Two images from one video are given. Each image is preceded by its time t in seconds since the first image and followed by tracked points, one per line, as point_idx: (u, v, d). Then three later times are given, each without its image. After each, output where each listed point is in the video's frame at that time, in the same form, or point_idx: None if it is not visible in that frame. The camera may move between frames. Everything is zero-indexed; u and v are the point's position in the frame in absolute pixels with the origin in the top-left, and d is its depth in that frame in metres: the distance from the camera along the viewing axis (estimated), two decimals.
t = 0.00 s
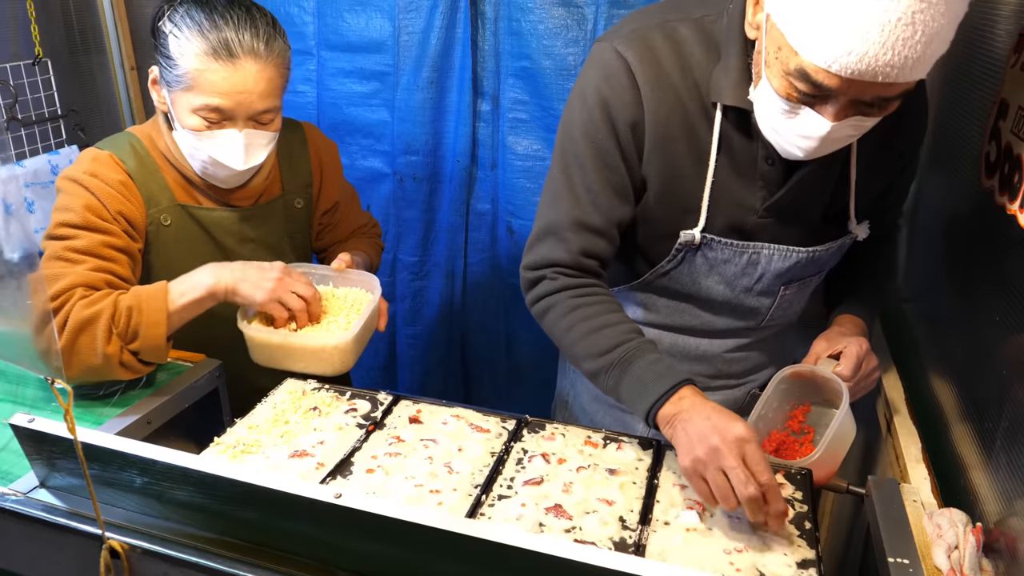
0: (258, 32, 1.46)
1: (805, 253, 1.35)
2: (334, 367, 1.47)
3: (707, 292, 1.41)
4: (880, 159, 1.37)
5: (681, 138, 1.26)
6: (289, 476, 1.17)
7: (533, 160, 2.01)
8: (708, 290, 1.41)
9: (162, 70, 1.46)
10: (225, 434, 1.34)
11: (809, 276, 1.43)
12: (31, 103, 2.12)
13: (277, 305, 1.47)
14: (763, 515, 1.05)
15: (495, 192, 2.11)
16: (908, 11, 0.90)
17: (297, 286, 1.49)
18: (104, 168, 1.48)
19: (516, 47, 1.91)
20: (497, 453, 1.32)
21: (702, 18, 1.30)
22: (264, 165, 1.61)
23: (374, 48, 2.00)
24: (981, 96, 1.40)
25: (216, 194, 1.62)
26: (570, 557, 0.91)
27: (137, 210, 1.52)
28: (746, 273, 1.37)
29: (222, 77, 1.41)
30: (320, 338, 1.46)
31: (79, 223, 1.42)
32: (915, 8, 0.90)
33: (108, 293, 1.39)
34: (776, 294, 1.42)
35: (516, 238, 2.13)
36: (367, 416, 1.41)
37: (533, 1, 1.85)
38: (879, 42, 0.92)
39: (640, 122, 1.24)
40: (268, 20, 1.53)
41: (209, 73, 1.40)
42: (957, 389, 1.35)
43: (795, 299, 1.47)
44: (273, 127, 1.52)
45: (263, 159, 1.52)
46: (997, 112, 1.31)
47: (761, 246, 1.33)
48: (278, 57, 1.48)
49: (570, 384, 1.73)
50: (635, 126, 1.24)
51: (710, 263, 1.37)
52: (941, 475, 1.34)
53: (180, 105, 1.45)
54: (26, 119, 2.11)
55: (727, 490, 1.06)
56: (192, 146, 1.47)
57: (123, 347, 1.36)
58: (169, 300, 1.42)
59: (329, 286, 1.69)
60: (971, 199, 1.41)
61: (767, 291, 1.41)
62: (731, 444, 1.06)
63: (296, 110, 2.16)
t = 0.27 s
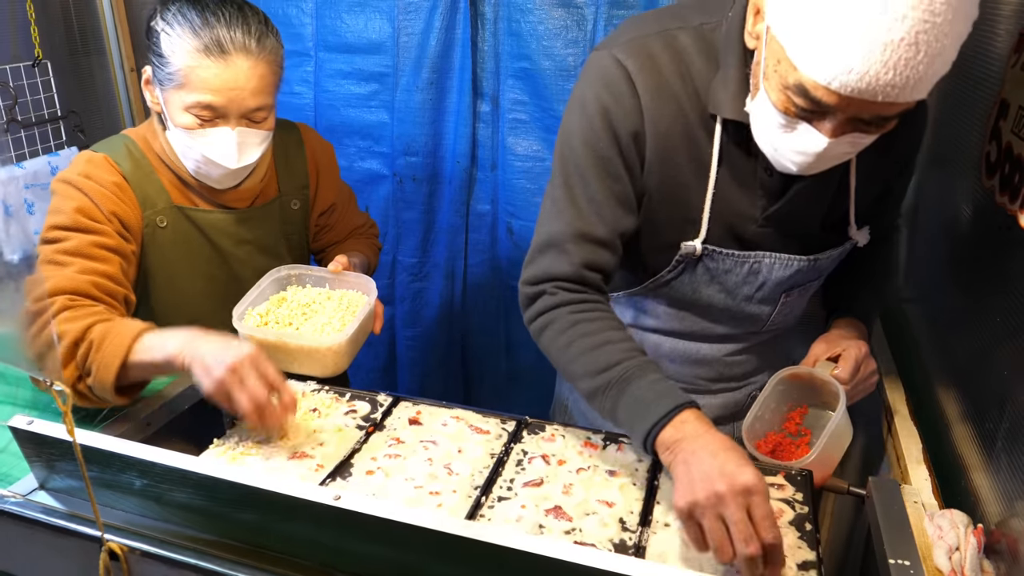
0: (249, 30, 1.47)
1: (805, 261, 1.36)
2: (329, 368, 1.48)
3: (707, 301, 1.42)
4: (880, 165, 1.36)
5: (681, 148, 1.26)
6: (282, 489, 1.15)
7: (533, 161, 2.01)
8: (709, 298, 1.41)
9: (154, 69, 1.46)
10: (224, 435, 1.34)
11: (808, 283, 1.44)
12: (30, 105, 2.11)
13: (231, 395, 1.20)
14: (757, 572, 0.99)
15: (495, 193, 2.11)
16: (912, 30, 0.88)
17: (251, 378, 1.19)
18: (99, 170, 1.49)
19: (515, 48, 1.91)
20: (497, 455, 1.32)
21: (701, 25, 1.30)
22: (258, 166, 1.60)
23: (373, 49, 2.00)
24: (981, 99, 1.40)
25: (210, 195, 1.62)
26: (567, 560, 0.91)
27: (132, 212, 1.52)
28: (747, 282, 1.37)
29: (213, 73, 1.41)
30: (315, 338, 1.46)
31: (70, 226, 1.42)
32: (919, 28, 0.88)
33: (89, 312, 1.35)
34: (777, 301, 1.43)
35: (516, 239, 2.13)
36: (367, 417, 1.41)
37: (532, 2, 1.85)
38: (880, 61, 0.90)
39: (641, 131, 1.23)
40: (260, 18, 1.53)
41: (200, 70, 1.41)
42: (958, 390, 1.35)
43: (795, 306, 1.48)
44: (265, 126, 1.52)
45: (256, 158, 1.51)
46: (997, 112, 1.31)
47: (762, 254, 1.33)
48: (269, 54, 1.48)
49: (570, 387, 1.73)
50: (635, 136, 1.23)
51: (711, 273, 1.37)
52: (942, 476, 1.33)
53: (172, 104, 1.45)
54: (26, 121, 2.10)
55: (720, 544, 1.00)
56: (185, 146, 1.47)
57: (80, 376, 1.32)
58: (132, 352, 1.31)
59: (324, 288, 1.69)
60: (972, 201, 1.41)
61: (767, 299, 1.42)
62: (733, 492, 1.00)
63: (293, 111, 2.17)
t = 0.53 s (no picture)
0: (240, 29, 1.46)
1: (804, 264, 1.34)
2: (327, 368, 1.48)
3: (704, 302, 1.41)
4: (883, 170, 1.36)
5: (676, 148, 1.26)
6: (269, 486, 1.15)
7: (532, 161, 2.01)
8: (705, 299, 1.40)
9: (146, 68, 1.46)
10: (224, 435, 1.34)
11: (809, 287, 1.42)
12: (30, 105, 2.11)
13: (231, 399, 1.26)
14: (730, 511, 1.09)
15: (494, 193, 2.11)
16: (879, 33, 0.86)
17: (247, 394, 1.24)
18: (96, 172, 1.48)
19: (515, 48, 1.91)
20: (497, 455, 1.32)
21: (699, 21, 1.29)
22: (257, 165, 1.61)
23: (372, 49, 2.00)
24: (981, 101, 1.40)
25: (207, 197, 1.62)
26: (566, 560, 0.90)
27: (130, 215, 1.51)
28: (744, 284, 1.36)
29: (203, 71, 1.40)
30: (311, 338, 1.46)
31: (67, 224, 1.41)
32: (887, 32, 0.85)
33: (89, 315, 1.34)
34: (775, 304, 1.42)
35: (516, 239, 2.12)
36: (366, 418, 1.40)
37: (532, 2, 1.85)
38: (845, 63, 0.89)
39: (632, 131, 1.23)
40: (253, 18, 1.53)
41: (191, 68, 1.40)
42: (959, 391, 1.34)
43: (795, 310, 1.46)
44: (257, 126, 1.51)
45: (249, 157, 1.51)
46: (998, 112, 1.31)
47: (758, 257, 1.32)
48: (261, 53, 1.48)
49: (571, 388, 1.72)
50: (626, 134, 1.23)
51: (706, 274, 1.36)
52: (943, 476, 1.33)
53: (164, 103, 1.45)
54: (26, 121, 2.10)
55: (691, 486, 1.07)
56: (177, 145, 1.46)
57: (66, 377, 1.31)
58: (120, 366, 1.30)
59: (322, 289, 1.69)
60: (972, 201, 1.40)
61: (765, 302, 1.41)
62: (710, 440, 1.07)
63: (291, 111, 2.16)
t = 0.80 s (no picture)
0: (246, 32, 1.46)
1: (800, 265, 1.34)
2: (331, 371, 1.48)
3: (700, 301, 1.40)
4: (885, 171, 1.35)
5: (659, 147, 1.27)
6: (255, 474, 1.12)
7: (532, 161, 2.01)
8: (702, 299, 1.39)
9: (149, 73, 1.44)
10: (224, 435, 1.34)
11: (807, 287, 1.41)
12: (30, 105, 2.11)
13: (259, 309, 1.42)
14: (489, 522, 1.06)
15: (494, 194, 2.09)
16: (848, 31, 0.86)
17: (278, 287, 1.44)
18: (90, 172, 1.48)
19: (515, 48, 1.91)
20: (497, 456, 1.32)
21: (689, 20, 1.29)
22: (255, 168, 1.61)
23: (372, 49, 2.00)
24: (980, 103, 1.40)
25: (204, 198, 1.62)
26: (566, 561, 0.90)
27: (124, 215, 1.52)
28: (739, 283, 1.35)
29: (212, 78, 1.40)
30: (317, 342, 1.45)
31: (59, 227, 1.39)
32: (856, 29, 0.85)
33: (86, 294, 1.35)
34: (772, 304, 1.40)
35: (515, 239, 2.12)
36: (366, 419, 1.40)
37: (533, 2, 1.85)
38: (817, 61, 0.89)
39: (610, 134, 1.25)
40: (255, 20, 1.52)
41: (199, 75, 1.40)
42: (961, 391, 1.34)
43: (794, 311, 1.45)
44: (262, 128, 1.52)
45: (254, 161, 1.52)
46: (998, 112, 1.31)
47: (753, 257, 1.32)
48: (267, 57, 1.48)
49: (576, 387, 1.72)
50: (604, 139, 1.25)
51: (701, 273, 1.35)
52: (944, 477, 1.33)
53: (169, 109, 1.44)
54: (26, 121, 2.10)
55: (459, 487, 1.08)
56: (180, 149, 1.46)
57: (91, 351, 1.30)
58: (138, 307, 1.37)
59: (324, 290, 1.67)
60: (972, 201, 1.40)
61: (762, 301, 1.39)
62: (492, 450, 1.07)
63: (291, 112, 2.16)
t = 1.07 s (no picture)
0: (260, 31, 1.46)
1: (801, 262, 1.32)
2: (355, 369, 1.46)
3: (701, 298, 1.40)
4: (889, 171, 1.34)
5: (658, 140, 1.28)
6: (257, 475, 1.12)
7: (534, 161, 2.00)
8: (703, 295, 1.39)
9: (162, 75, 1.44)
10: (227, 436, 1.34)
11: (810, 286, 1.40)
12: (33, 105, 2.11)
13: (294, 324, 1.40)
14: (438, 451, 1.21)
15: (498, 194, 2.10)
16: (856, 30, 0.86)
17: (312, 299, 1.41)
18: (102, 173, 1.47)
19: (517, 48, 1.91)
20: (500, 456, 1.32)
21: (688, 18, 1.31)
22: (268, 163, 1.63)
23: (374, 49, 2.00)
24: (984, 103, 1.40)
25: (217, 194, 1.62)
26: (570, 561, 0.90)
27: (137, 214, 1.50)
28: (739, 280, 1.35)
29: (231, 78, 1.40)
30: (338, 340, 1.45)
31: (80, 231, 1.39)
32: (863, 27, 0.86)
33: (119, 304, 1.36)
34: (774, 303, 1.39)
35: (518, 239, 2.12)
36: (369, 419, 1.40)
37: (534, 2, 1.85)
38: (827, 62, 0.89)
39: (614, 114, 1.27)
40: (265, 17, 1.52)
41: (217, 75, 1.40)
42: (965, 391, 1.34)
43: (797, 310, 1.44)
44: (276, 126, 1.52)
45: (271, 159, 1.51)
46: (1003, 112, 1.30)
47: (754, 253, 1.31)
48: (280, 53, 1.48)
49: (581, 383, 1.71)
50: (610, 123, 1.27)
51: (702, 269, 1.35)
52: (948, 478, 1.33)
53: (185, 110, 1.44)
54: (29, 122, 2.10)
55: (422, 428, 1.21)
56: (197, 148, 1.46)
57: (130, 364, 1.32)
58: (180, 322, 1.35)
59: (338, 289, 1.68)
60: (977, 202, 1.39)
61: (763, 299, 1.39)
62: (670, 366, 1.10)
63: (295, 112, 2.16)
